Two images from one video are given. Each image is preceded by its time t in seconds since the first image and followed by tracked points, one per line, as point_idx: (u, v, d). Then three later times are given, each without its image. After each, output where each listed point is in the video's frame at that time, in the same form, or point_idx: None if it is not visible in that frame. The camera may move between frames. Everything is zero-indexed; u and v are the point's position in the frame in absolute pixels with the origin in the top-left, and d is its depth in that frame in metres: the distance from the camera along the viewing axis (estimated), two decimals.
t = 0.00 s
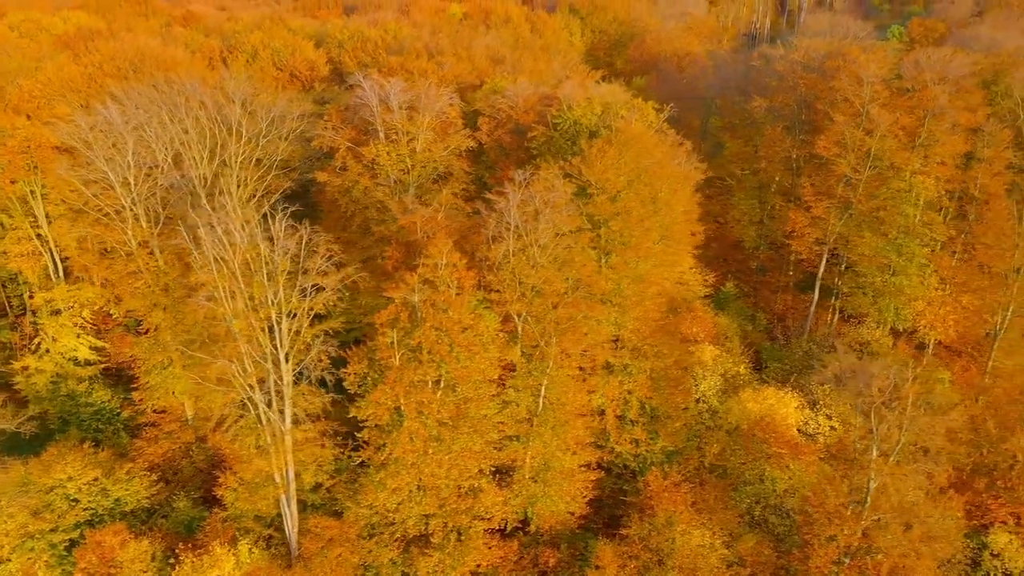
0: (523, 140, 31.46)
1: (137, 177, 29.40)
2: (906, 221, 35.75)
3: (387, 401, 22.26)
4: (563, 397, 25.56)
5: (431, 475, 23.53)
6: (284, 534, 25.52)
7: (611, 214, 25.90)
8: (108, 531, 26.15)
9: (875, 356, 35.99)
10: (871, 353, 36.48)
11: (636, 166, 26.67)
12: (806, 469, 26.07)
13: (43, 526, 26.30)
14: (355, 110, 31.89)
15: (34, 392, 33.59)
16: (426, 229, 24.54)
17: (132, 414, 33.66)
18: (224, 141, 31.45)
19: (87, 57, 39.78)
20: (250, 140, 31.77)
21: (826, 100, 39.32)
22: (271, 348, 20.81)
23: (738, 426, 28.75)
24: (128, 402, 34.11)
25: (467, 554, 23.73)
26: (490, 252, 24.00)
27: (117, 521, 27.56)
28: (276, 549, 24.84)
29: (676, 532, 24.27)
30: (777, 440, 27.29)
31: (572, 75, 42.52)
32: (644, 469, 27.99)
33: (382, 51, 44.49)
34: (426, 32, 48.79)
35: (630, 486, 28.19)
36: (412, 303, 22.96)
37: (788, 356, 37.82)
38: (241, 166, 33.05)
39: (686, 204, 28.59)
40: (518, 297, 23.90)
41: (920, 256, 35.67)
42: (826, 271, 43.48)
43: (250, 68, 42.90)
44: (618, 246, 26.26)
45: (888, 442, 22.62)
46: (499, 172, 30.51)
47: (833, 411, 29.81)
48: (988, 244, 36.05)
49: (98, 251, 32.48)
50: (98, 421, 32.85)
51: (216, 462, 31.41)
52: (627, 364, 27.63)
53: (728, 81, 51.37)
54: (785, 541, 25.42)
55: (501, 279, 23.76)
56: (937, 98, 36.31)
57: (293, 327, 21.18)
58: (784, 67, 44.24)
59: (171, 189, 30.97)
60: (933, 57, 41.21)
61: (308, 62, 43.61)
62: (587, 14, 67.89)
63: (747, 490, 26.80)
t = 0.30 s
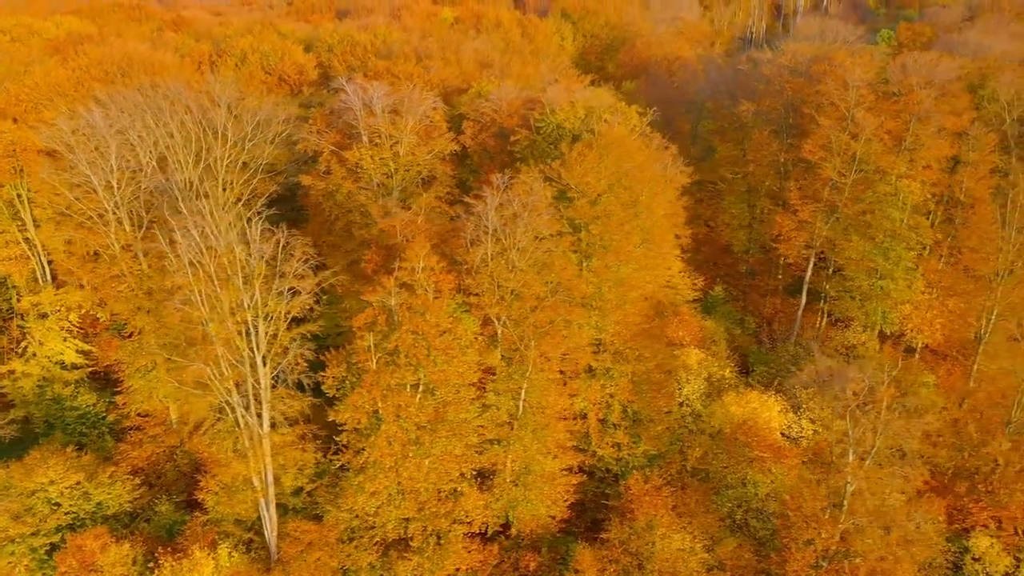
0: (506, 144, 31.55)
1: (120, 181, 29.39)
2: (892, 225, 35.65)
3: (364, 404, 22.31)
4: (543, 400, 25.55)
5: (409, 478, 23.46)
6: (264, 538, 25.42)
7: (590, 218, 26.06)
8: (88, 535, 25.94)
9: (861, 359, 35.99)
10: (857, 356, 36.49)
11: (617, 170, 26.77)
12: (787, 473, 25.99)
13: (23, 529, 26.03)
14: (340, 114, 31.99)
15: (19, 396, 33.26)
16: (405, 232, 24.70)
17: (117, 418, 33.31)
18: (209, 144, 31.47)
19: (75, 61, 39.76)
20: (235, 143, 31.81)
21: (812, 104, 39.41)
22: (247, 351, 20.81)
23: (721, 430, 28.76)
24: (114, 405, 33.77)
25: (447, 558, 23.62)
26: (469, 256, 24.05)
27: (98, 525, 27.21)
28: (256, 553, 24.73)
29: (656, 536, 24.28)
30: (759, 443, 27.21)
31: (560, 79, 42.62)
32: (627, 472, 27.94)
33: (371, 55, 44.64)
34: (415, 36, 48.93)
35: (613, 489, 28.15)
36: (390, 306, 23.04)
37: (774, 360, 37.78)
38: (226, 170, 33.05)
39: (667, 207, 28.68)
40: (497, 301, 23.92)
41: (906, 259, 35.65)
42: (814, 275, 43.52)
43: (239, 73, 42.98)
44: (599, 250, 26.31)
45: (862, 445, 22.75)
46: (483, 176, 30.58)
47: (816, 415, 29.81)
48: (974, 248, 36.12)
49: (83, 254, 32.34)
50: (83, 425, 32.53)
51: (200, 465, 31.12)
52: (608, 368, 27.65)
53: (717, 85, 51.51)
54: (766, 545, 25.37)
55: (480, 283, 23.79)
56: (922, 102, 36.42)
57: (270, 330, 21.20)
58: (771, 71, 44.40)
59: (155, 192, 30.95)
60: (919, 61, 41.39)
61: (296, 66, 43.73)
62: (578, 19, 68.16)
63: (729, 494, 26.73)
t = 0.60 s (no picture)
0: (490, 147, 31.66)
1: (105, 185, 29.41)
2: (877, 229, 35.55)
3: (342, 407, 22.40)
4: (523, 403, 25.57)
5: (387, 482, 23.40)
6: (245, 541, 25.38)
7: (570, 222, 26.23)
8: (70, 539, 25.79)
9: (848, 363, 35.97)
10: (843, 360, 36.49)
11: (597, 174, 26.86)
12: (770, 476, 25.91)
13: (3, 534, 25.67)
14: (324, 118, 32.04)
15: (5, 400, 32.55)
16: (385, 236, 24.88)
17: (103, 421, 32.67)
18: (194, 148, 31.52)
19: (63, 65, 39.82)
20: (220, 147, 31.85)
21: (799, 108, 39.54)
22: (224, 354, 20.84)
23: (704, 434, 28.61)
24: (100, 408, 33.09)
25: (426, 562, 23.47)
26: (448, 260, 24.11)
27: (79, 529, 26.83)
28: (236, 557, 24.68)
29: (636, 540, 24.31)
30: (741, 447, 27.13)
31: (548, 82, 42.71)
32: (607, 477, 27.98)
33: (360, 59, 44.81)
34: (405, 40, 49.09)
35: (594, 492, 28.19)
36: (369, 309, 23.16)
37: (760, 363, 37.78)
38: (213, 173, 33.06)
39: (649, 211, 28.75)
40: (477, 305, 23.96)
41: (893, 263, 35.61)
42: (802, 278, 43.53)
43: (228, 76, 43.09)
44: (580, 254, 26.38)
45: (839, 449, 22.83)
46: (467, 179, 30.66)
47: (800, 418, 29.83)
48: (959, 252, 36.20)
49: (67, 257, 32.27)
50: (68, 428, 31.96)
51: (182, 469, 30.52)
52: (590, 371, 27.65)
53: (707, 89, 51.68)
54: (748, 548, 25.34)
55: (459, 287, 23.84)
56: (907, 106, 36.49)
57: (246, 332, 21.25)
58: (758, 75, 44.55)
59: (140, 196, 30.97)
60: (905, 66, 41.51)
61: (285, 70, 43.86)
62: (570, 23, 68.41)
63: (710, 499, 26.57)
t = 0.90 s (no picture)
0: (474, 151, 31.79)
1: (88, 189, 29.41)
2: (864, 233, 35.42)
3: (319, 411, 22.49)
4: (503, 407, 25.58)
5: (365, 487, 23.21)
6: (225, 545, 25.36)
7: (551, 226, 26.39)
8: (50, 542, 25.38)
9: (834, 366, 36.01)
10: (829, 363, 36.40)
11: (578, 178, 27.00)
12: (751, 480, 25.78)
13: None
14: (309, 122, 32.12)
15: None
16: (365, 239, 24.92)
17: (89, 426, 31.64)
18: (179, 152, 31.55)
19: (50, 69, 39.85)
20: (205, 150, 31.88)
21: (785, 112, 39.70)
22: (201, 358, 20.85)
23: (687, 439, 28.33)
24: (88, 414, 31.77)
25: (406, 566, 23.31)
26: (426, 263, 24.14)
27: (59, 532, 26.43)
28: (216, 561, 24.63)
29: (615, 544, 24.35)
30: (723, 451, 27.11)
31: (536, 86, 42.84)
32: (589, 480, 28.06)
33: (349, 63, 44.98)
34: (395, 45, 49.29)
35: (576, 495, 28.18)
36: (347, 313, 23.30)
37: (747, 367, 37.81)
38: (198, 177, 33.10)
39: (631, 215, 28.89)
40: (457, 309, 24.02)
41: (880, 267, 35.16)
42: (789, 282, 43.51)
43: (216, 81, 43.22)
44: (561, 258, 26.49)
45: (816, 452, 22.91)
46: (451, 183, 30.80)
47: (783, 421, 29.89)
48: (944, 256, 36.32)
49: (51, 261, 32.25)
50: (53, 432, 30.99)
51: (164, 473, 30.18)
52: (573, 376, 27.73)
53: (696, 92, 51.84)
54: (729, 552, 25.34)
55: (438, 290, 23.89)
56: (891, 111, 36.64)
57: (224, 336, 21.26)
58: (745, 79, 44.73)
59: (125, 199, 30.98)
60: (891, 70, 41.70)
61: (274, 74, 43.99)
62: (562, 27, 68.62)
63: (691, 503, 26.43)
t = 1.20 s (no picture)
0: (458, 156, 31.90)
1: (73, 193, 29.42)
2: (850, 237, 35.42)
3: (296, 415, 22.55)
4: (484, 412, 25.70)
5: (342, 490, 22.83)
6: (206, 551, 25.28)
7: (531, 230, 26.38)
8: (32, 546, 24.70)
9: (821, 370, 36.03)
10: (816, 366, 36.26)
11: (558, 183, 27.09)
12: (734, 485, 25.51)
13: None
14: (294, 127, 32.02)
15: None
16: (344, 243, 24.97)
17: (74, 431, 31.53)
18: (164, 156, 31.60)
19: (39, 74, 39.99)
20: (190, 155, 31.94)
21: (771, 117, 39.84)
22: (177, 362, 20.88)
23: (672, 443, 28.15)
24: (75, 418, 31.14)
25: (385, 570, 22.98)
26: (405, 267, 24.17)
27: (41, 536, 25.86)
28: (196, 565, 24.56)
29: (596, 548, 24.01)
30: (709, 455, 26.86)
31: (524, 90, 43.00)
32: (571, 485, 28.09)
33: (338, 68, 45.16)
34: (385, 49, 49.49)
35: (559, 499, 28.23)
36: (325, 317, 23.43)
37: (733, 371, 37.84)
38: (184, 181, 33.14)
39: (613, 219, 28.96)
40: (436, 313, 24.08)
41: (868, 270, 35.00)
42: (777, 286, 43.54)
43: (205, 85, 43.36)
44: (542, 261, 26.47)
45: (792, 455, 22.98)
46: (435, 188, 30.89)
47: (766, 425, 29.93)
48: (930, 260, 36.40)
49: (35, 265, 32.22)
50: (38, 436, 30.80)
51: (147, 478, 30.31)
52: (555, 381, 27.82)
53: (685, 97, 52.03)
54: (711, 556, 25.33)
55: (417, 295, 23.94)
56: (876, 115, 36.77)
57: (200, 340, 21.30)
58: (733, 83, 44.89)
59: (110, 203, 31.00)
60: (876, 75, 41.89)
61: (263, 78, 44.14)
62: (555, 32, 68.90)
63: (672, 507, 26.55)
